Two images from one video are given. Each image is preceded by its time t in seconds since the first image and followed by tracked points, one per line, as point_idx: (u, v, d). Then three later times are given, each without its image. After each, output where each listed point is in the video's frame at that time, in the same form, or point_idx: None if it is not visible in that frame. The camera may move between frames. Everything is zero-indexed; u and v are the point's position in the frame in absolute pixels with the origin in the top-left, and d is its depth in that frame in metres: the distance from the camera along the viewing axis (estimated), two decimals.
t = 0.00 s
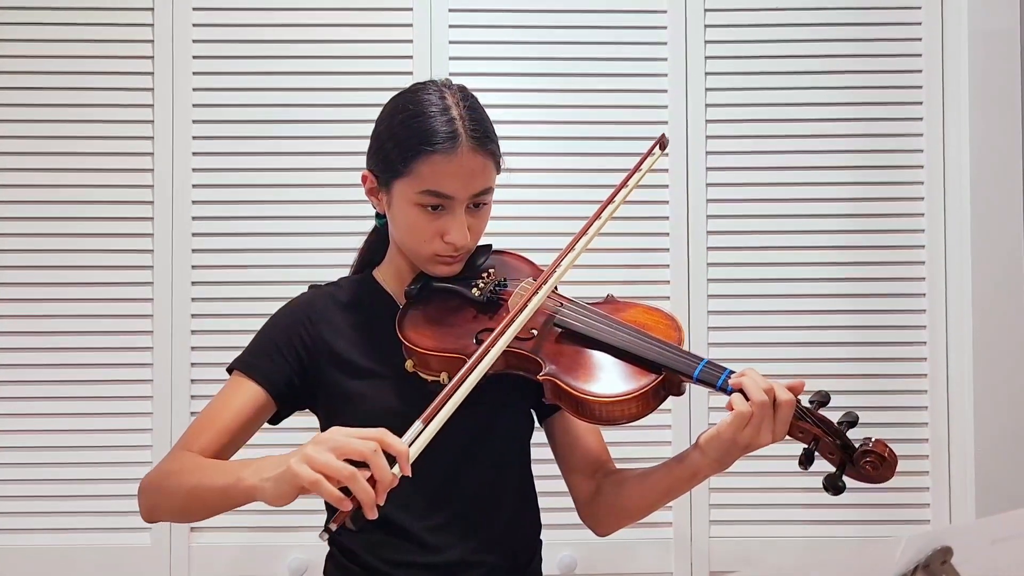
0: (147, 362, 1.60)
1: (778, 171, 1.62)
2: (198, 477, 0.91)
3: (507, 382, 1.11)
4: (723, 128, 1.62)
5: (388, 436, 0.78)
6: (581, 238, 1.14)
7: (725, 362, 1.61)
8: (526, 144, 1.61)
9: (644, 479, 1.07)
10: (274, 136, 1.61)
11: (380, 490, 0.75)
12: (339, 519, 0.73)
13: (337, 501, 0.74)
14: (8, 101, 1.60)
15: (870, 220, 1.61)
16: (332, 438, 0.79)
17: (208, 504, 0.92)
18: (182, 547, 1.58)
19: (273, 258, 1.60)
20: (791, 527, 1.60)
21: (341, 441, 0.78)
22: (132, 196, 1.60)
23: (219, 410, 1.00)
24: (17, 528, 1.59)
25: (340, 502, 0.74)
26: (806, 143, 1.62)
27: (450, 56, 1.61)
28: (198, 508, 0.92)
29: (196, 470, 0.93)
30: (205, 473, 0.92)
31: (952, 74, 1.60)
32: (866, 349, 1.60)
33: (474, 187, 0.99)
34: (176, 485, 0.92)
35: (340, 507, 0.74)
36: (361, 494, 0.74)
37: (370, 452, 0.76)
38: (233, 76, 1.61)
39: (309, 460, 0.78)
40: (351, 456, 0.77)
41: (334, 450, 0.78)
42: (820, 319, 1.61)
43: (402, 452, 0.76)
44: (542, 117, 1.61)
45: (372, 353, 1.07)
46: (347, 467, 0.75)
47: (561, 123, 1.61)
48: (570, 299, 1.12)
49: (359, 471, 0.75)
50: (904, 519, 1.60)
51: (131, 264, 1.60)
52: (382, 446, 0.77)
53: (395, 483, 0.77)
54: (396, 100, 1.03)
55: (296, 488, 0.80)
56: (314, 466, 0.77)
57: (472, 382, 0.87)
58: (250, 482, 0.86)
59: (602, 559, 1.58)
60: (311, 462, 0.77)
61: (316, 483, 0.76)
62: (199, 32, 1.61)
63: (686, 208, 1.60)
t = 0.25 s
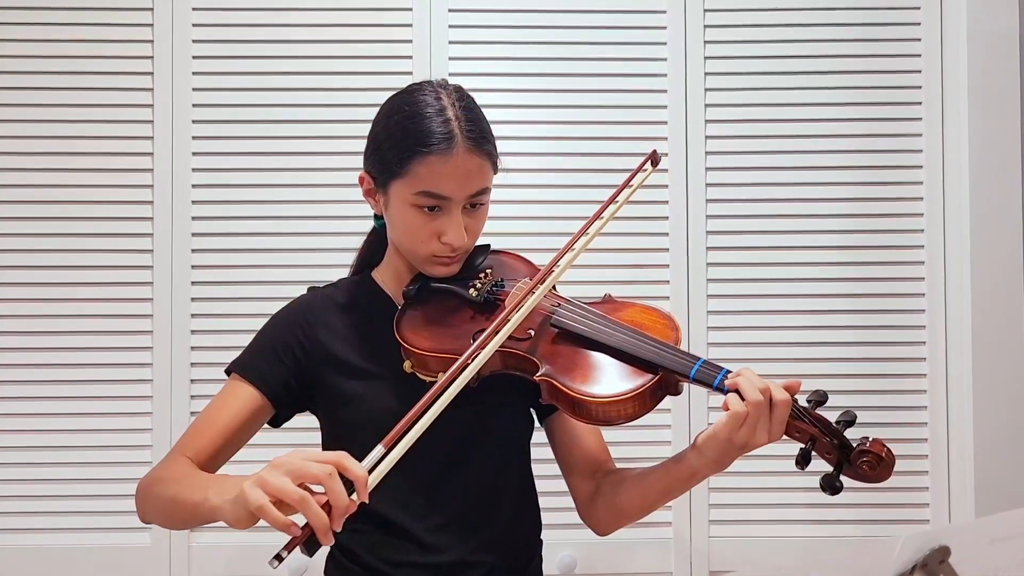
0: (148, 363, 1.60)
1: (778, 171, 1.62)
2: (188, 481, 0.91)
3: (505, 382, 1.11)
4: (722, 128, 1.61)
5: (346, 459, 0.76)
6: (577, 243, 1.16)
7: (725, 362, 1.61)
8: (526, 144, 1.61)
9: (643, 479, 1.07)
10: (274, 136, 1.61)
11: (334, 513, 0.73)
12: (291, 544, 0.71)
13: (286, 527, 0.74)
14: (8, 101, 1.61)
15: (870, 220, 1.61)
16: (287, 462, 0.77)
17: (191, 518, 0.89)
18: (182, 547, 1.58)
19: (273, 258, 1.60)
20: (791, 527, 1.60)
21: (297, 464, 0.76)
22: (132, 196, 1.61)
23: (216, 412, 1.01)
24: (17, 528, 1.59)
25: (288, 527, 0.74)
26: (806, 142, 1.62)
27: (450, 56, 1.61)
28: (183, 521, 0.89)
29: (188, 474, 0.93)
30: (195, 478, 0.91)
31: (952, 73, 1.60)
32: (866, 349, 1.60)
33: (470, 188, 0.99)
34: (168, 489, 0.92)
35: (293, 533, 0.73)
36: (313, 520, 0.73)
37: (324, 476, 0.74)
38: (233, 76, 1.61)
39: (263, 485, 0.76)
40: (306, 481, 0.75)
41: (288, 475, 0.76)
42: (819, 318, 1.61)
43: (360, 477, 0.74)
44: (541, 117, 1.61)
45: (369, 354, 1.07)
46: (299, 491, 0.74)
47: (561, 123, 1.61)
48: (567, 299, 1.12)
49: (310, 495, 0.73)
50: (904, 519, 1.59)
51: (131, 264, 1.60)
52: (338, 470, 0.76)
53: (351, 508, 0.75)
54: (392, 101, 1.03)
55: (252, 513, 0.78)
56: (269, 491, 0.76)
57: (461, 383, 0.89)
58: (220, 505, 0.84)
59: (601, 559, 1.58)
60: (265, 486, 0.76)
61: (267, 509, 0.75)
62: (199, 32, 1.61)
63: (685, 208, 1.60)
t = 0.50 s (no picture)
0: (148, 362, 1.60)
1: (778, 171, 1.62)
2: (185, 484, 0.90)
3: (506, 381, 1.11)
4: (722, 128, 1.62)
5: (306, 473, 0.74)
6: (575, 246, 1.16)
7: (725, 361, 1.61)
8: (526, 144, 1.61)
9: (645, 478, 1.07)
10: (274, 136, 1.61)
11: (289, 527, 0.71)
12: (240, 556, 0.69)
13: (233, 539, 0.71)
14: (8, 101, 1.61)
15: (870, 219, 1.62)
16: (244, 474, 0.75)
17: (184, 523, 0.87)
18: (182, 547, 1.58)
19: (273, 258, 1.61)
20: (791, 526, 1.60)
21: (254, 475, 0.74)
22: (133, 195, 1.61)
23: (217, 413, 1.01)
24: (17, 528, 1.59)
25: (236, 540, 0.72)
26: (806, 143, 1.62)
27: (450, 55, 1.61)
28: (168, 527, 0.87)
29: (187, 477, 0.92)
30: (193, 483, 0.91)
31: (952, 73, 1.60)
32: (866, 349, 1.61)
33: (471, 186, 0.99)
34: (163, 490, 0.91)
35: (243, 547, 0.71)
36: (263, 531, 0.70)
37: (278, 487, 0.72)
38: (233, 76, 1.61)
39: (216, 495, 0.74)
40: (261, 492, 0.73)
41: (243, 486, 0.73)
42: (819, 318, 1.61)
43: (318, 491, 0.72)
44: (541, 117, 1.61)
45: (372, 353, 1.07)
46: (250, 500, 0.71)
47: (561, 123, 1.61)
48: (569, 297, 1.12)
49: (260, 505, 0.71)
50: (904, 518, 1.59)
51: (132, 263, 1.60)
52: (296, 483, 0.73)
53: (307, 521, 0.71)
54: (393, 100, 1.04)
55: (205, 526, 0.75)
56: (220, 501, 0.73)
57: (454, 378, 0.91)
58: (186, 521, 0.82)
59: (601, 559, 1.58)
60: (218, 496, 0.73)
61: (215, 519, 0.72)
62: (199, 32, 1.61)
63: (686, 207, 1.60)
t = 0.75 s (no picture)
0: (147, 362, 1.60)
1: (778, 171, 1.62)
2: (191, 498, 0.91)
3: (507, 379, 1.11)
4: (722, 128, 1.62)
5: (331, 529, 0.72)
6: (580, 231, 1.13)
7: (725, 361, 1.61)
8: (527, 144, 1.61)
9: (647, 476, 1.07)
10: (274, 136, 1.61)
11: None
12: None
13: None
14: (8, 100, 1.61)
15: (870, 219, 1.62)
16: (268, 535, 0.73)
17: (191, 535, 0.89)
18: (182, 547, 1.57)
19: (273, 257, 1.61)
20: (791, 526, 1.60)
21: (280, 536, 0.72)
22: (132, 195, 1.61)
23: (219, 418, 1.01)
24: (17, 529, 1.59)
25: None
26: (806, 143, 1.62)
27: (450, 55, 1.61)
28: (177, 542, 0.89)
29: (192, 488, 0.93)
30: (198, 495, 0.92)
31: (951, 73, 1.61)
32: (866, 349, 1.61)
33: (472, 184, 0.99)
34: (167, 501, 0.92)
35: None
36: None
37: (307, 552, 0.71)
38: (233, 75, 1.61)
39: (247, 557, 0.73)
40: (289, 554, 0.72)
41: (271, 547, 0.73)
42: (819, 318, 1.61)
43: (343, 547, 0.70)
44: (541, 117, 1.61)
45: (373, 354, 1.07)
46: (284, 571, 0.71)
47: (561, 123, 1.61)
48: (570, 296, 1.12)
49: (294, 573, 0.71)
50: (904, 518, 1.60)
51: (132, 263, 1.60)
52: (323, 540, 0.72)
53: None
54: (394, 99, 1.03)
55: None
56: (253, 564, 0.73)
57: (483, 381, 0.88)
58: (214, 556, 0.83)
59: (601, 558, 1.58)
60: (248, 559, 0.73)
61: None
62: (199, 31, 1.61)
63: (686, 207, 1.60)
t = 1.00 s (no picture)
0: (147, 362, 1.59)
1: (778, 170, 1.62)
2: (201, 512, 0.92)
3: (508, 380, 1.11)
4: (722, 127, 1.62)
5: (360, 555, 0.74)
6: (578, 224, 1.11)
7: (725, 361, 1.61)
8: (527, 144, 1.61)
9: (649, 477, 1.07)
10: (274, 135, 1.61)
11: None
12: None
13: None
14: (8, 100, 1.60)
15: (870, 219, 1.61)
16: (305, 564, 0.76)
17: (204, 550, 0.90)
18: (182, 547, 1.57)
19: (273, 257, 1.60)
20: (791, 526, 1.60)
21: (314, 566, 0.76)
22: (132, 195, 1.60)
23: (222, 431, 1.01)
24: (17, 529, 1.58)
25: None
26: (806, 142, 1.62)
27: (450, 55, 1.61)
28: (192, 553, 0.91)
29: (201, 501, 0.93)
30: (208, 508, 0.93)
31: (951, 73, 1.60)
32: (866, 349, 1.60)
33: (472, 184, 0.98)
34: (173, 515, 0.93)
35: None
36: None
37: None
38: (232, 75, 1.61)
39: None
40: None
41: None
42: (819, 317, 1.61)
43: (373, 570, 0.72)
44: (541, 117, 1.61)
45: (374, 355, 1.06)
46: None
47: (561, 123, 1.61)
48: (571, 296, 1.12)
49: None
50: (904, 518, 1.59)
51: (131, 263, 1.60)
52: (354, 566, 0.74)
53: None
54: (393, 99, 1.03)
55: None
56: None
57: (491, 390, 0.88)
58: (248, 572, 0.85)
59: (602, 558, 1.58)
60: None
61: None
62: (198, 31, 1.61)
63: (686, 207, 1.60)
